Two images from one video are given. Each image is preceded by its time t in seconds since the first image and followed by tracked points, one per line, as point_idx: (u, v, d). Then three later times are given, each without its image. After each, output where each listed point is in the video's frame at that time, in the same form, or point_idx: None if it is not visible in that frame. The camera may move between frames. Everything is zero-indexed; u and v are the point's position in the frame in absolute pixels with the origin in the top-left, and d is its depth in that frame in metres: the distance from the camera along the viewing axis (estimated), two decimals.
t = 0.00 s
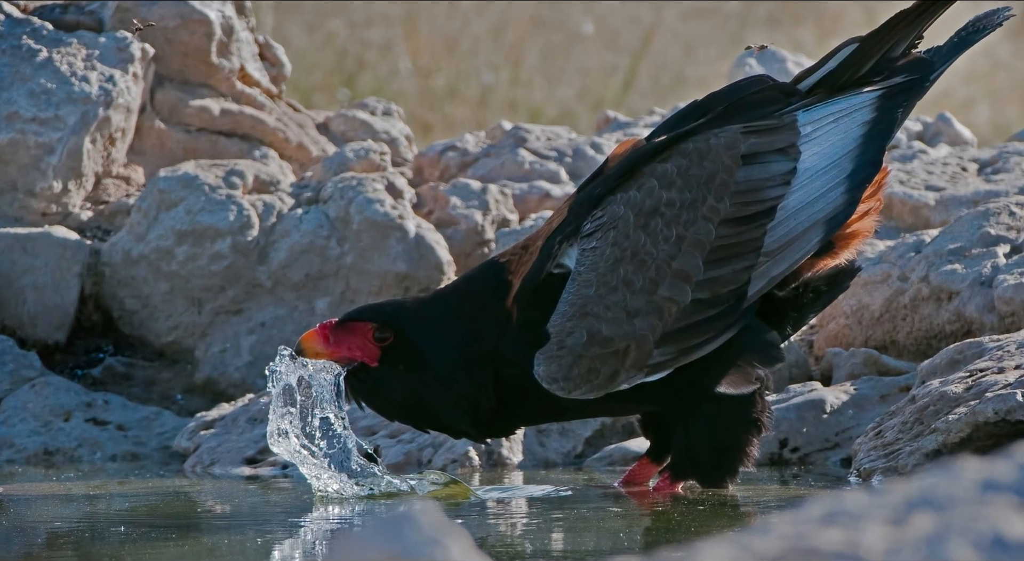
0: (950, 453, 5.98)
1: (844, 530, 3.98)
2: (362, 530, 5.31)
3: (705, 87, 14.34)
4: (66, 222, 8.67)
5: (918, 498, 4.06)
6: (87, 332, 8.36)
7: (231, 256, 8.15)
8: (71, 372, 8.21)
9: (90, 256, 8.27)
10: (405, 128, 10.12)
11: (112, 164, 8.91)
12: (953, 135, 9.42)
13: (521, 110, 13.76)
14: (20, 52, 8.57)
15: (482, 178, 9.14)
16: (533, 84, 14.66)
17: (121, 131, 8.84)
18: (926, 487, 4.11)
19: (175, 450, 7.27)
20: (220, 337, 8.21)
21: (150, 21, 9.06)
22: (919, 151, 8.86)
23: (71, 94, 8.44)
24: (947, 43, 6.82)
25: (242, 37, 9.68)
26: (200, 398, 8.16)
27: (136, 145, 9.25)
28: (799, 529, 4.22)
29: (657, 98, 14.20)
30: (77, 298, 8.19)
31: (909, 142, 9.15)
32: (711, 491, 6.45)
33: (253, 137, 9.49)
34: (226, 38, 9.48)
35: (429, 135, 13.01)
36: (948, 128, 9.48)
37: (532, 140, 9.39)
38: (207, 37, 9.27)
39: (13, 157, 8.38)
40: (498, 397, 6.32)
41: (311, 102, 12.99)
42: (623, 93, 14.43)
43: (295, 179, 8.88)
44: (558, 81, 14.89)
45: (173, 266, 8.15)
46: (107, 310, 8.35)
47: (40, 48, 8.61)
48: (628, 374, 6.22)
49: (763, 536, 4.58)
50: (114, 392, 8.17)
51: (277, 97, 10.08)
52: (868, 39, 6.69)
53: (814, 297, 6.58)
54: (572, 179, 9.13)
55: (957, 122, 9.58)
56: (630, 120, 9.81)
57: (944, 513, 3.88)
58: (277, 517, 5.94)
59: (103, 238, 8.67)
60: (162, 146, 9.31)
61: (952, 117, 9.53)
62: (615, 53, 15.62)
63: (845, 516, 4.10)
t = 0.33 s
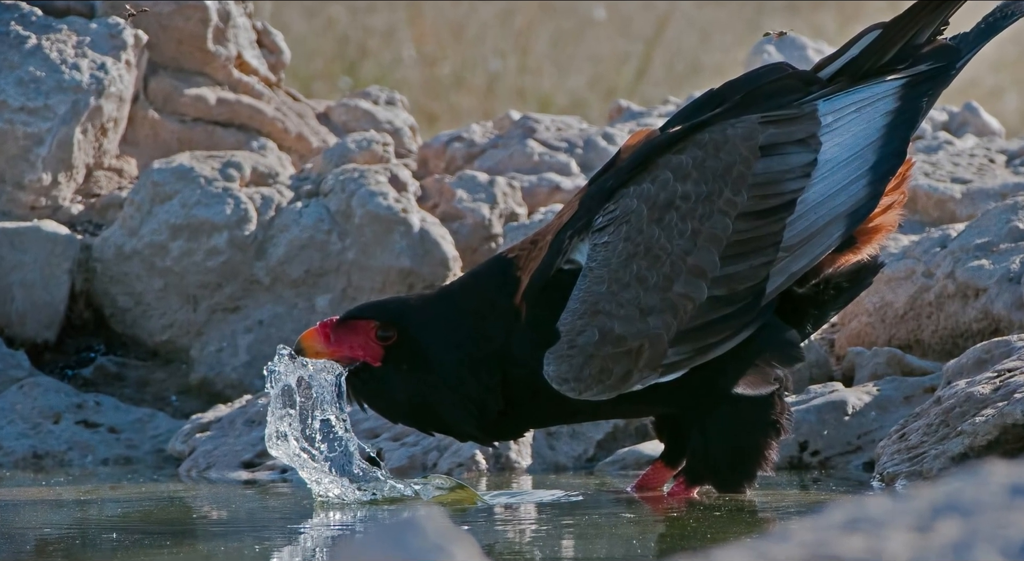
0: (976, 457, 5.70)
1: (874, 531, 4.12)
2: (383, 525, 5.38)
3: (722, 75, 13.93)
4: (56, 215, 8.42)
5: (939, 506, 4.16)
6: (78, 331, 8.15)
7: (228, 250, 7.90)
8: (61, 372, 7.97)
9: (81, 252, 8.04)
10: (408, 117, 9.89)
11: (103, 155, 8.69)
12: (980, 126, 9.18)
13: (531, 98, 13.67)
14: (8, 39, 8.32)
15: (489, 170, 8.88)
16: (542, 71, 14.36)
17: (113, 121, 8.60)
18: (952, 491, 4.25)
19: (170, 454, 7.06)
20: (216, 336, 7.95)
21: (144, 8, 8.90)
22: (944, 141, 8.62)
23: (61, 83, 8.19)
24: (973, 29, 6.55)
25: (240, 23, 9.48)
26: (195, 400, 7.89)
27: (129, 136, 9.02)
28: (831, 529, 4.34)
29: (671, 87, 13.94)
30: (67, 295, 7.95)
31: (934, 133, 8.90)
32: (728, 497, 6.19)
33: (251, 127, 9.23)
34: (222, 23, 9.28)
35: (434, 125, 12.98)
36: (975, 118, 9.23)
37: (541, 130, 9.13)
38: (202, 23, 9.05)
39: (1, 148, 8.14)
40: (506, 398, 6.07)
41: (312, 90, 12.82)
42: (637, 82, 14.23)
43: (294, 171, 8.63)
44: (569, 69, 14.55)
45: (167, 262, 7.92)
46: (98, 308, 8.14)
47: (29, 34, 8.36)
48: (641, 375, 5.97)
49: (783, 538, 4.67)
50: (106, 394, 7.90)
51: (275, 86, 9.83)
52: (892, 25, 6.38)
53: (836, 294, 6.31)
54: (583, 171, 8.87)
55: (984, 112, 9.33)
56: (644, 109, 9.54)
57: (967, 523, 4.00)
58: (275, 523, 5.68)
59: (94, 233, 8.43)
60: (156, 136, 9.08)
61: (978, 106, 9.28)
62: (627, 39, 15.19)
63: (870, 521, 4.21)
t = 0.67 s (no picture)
0: (1006, 460, 5.42)
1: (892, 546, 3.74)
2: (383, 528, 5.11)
3: (739, 62, 13.46)
4: (45, 208, 8.21)
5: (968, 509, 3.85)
6: (68, 329, 7.90)
7: (224, 245, 7.67)
8: (50, 372, 7.73)
9: (71, 246, 7.80)
10: (413, 106, 9.59)
11: (94, 146, 8.46)
12: (1009, 115, 8.92)
13: (540, 86, 13.51)
14: None
15: (496, 161, 8.61)
16: (553, 58, 14.14)
17: (104, 110, 8.35)
18: (980, 497, 3.90)
19: (163, 457, 6.83)
20: (212, 334, 7.72)
21: None
22: (973, 131, 8.43)
23: (50, 69, 7.94)
24: (1002, 14, 6.28)
25: (238, 8, 9.16)
26: (189, 401, 7.68)
27: (121, 125, 8.79)
28: (852, 535, 4.00)
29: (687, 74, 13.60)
30: (57, 292, 7.71)
31: (961, 123, 8.64)
32: (746, 502, 5.93)
33: (248, 116, 8.98)
34: (218, 8, 8.97)
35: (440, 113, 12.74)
36: (1004, 106, 8.98)
37: (552, 120, 8.85)
38: (198, 8, 8.77)
39: None
40: (515, 399, 5.81)
41: (312, 77, 12.67)
42: (651, 70, 14.00)
43: (293, 162, 8.37)
44: (580, 56, 14.30)
45: (161, 257, 7.67)
46: (89, 305, 7.88)
47: (17, 19, 8.13)
48: (655, 374, 5.73)
49: (803, 545, 4.37)
50: (96, 394, 7.68)
51: (273, 73, 9.49)
52: (917, 10, 6.12)
53: (859, 291, 6.05)
54: (595, 161, 8.61)
55: (1013, 100, 9.07)
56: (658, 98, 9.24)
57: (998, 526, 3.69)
58: (274, 530, 5.41)
59: (85, 226, 8.22)
60: (149, 126, 8.83)
61: (1008, 94, 9.03)
62: (641, 24, 14.72)
63: (893, 528, 3.88)
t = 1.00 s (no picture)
0: None
1: None
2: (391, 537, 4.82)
3: (760, 46, 12.92)
4: (33, 201, 7.91)
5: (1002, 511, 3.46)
6: (57, 327, 7.65)
7: (220, 239, 7.42)
8: (38, 372, 7.47)
9: (60, 241, 7.56)
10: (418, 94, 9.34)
11: (84, 135, 8.20)
12: None
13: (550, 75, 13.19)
14: None
15: (505, 151, 8.34)
16: (564, 44, 13.85)
17: (95, 98, 8.12)
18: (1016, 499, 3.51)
19: (157, 461, 6.57)
20: (208, 332, 7.47)
21: None
22: (1003, 121, 8.16)
23: (39, 56, 7.72)
24: None
25: None
26: (184, 402, 7.40)
27: (113, 114, 8.53)
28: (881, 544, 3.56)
29: (704, 59, 13.28)
30: (45, 288, 7.47)
31: (991, 112, 8.35)
32: (766, 509, 5.68)
33: (245, 105, 8.74)
34: None
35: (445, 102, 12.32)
36: None
37: (563, 109, 8.57)
38: None
39: None
40: (524, 400, 5.56)
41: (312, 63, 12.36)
42: (666, 56, 13.59)
43: (292, 152, 8.10)
44: (593, 41, 14.03)
45: (155, 252, 7.44)
46: (79, 302, 7.64)
47: (5, 4, 7.90)
48: (671, 374, 5.47)
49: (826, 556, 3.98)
50: (86, 396, 7.42)
51: (272, 60, 9.25)
52: None
53: (884, 287, 5.79)
54: (608, 151, 8.34)
55: None
56: (674, 85, 8.97)
57: None
58: (271, 537, 5.13)
59: (74, 220, 7.95)
60: (142, 116, 8.59)
61: None
62: (656, 10, 14.53)
63: (920, 534, 3.45)
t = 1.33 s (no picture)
0: None
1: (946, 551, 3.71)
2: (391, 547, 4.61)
3: (779, 33, 12.84)
4: (20, 193, 7.72)
5: None
6: (44, 325, 7.41)
7: (216, 233, 7.18)
8: (25, 373, 7.24)
9: (48, 235, 7.31)
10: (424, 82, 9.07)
11: (73, 124, 7.97)
12: None
13: (562, 62, 12.69)
14: None
15: (515, 140, 8.06)
16: (576, 30, 13.65)
17: (84, 85, 7.86)
18: None
19: (150, 465, 6.41)
20: (203, 330, 7.26)
21: None
22: None
23: (25, 41, 7.46)
24: None
25: None
26: (178, 404, 7.18)
27: (103, 102, 8.26)
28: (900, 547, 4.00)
29: (723, 46, 12.99)
30: (33, 284, 7.23)
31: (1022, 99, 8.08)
32: (787, 515, 5.42)
33: (242, 92, 8.46)
34: None
35: (451, 89, 11.79)
36: None
37: (575, 96, 8.29)
38: None
39: None
40: (534, 402, 5.31)
41: (312, 51, 12.05)
42: (683, 41, 13.32)
43: (291, 141, 7.85)
44: (607, 26, 13.85)
45: (147, 247, 7.19)
46: (68, 299, 7.40)
47: None
48: (688, 375, 5.22)
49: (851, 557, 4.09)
50: (76, 397, 7.18)
51: (271, 45, 8.92)
52: None
53: (911, 283, 5.53)
54: (622, 141, 8.07)
55: None
56: (692, 72, 8.69)
57: None
58: (270, 546, 4.85)
59: (62, 212, 7.76)
60: (133, 103, 8.30)
61: None
62: None
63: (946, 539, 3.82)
